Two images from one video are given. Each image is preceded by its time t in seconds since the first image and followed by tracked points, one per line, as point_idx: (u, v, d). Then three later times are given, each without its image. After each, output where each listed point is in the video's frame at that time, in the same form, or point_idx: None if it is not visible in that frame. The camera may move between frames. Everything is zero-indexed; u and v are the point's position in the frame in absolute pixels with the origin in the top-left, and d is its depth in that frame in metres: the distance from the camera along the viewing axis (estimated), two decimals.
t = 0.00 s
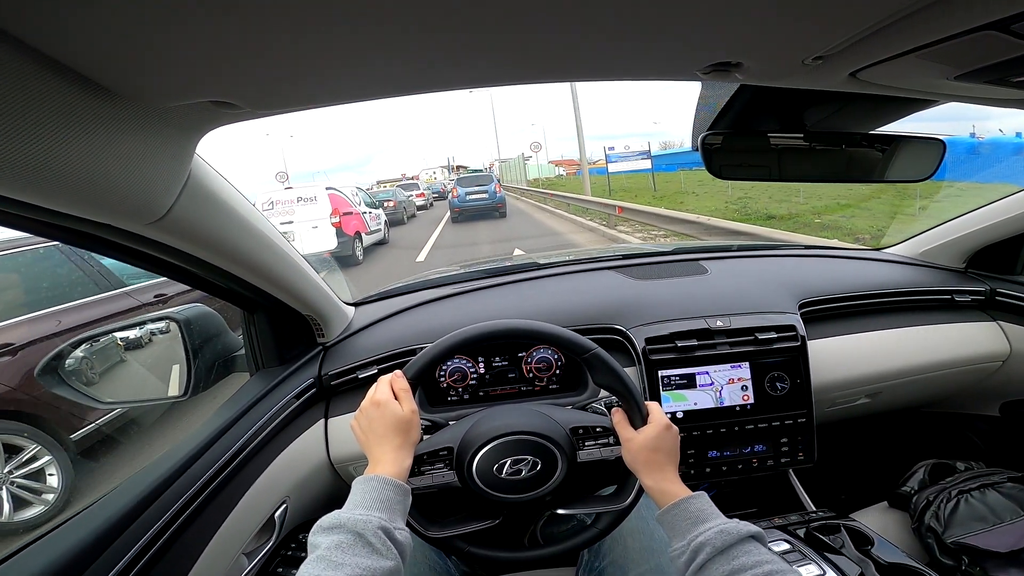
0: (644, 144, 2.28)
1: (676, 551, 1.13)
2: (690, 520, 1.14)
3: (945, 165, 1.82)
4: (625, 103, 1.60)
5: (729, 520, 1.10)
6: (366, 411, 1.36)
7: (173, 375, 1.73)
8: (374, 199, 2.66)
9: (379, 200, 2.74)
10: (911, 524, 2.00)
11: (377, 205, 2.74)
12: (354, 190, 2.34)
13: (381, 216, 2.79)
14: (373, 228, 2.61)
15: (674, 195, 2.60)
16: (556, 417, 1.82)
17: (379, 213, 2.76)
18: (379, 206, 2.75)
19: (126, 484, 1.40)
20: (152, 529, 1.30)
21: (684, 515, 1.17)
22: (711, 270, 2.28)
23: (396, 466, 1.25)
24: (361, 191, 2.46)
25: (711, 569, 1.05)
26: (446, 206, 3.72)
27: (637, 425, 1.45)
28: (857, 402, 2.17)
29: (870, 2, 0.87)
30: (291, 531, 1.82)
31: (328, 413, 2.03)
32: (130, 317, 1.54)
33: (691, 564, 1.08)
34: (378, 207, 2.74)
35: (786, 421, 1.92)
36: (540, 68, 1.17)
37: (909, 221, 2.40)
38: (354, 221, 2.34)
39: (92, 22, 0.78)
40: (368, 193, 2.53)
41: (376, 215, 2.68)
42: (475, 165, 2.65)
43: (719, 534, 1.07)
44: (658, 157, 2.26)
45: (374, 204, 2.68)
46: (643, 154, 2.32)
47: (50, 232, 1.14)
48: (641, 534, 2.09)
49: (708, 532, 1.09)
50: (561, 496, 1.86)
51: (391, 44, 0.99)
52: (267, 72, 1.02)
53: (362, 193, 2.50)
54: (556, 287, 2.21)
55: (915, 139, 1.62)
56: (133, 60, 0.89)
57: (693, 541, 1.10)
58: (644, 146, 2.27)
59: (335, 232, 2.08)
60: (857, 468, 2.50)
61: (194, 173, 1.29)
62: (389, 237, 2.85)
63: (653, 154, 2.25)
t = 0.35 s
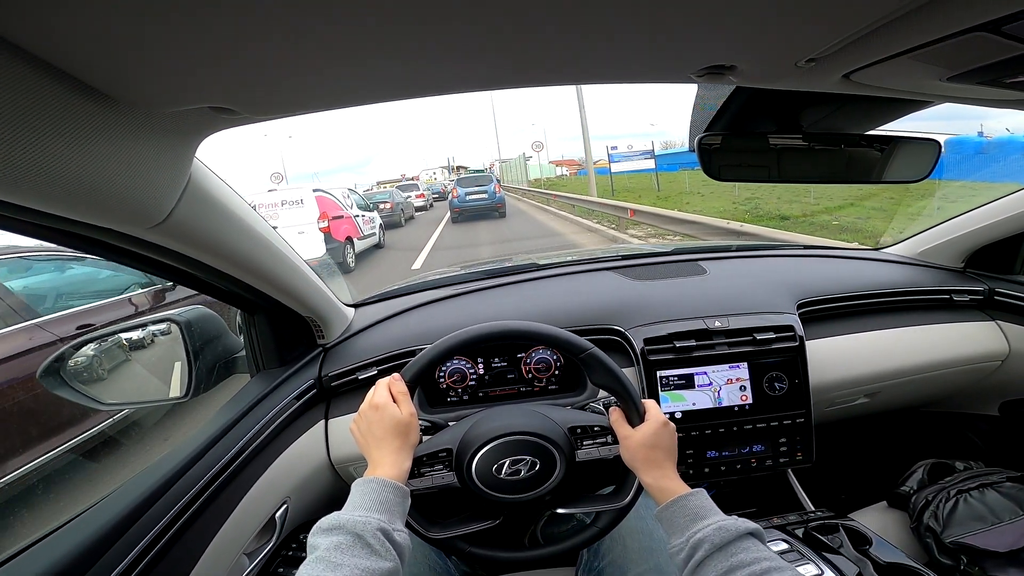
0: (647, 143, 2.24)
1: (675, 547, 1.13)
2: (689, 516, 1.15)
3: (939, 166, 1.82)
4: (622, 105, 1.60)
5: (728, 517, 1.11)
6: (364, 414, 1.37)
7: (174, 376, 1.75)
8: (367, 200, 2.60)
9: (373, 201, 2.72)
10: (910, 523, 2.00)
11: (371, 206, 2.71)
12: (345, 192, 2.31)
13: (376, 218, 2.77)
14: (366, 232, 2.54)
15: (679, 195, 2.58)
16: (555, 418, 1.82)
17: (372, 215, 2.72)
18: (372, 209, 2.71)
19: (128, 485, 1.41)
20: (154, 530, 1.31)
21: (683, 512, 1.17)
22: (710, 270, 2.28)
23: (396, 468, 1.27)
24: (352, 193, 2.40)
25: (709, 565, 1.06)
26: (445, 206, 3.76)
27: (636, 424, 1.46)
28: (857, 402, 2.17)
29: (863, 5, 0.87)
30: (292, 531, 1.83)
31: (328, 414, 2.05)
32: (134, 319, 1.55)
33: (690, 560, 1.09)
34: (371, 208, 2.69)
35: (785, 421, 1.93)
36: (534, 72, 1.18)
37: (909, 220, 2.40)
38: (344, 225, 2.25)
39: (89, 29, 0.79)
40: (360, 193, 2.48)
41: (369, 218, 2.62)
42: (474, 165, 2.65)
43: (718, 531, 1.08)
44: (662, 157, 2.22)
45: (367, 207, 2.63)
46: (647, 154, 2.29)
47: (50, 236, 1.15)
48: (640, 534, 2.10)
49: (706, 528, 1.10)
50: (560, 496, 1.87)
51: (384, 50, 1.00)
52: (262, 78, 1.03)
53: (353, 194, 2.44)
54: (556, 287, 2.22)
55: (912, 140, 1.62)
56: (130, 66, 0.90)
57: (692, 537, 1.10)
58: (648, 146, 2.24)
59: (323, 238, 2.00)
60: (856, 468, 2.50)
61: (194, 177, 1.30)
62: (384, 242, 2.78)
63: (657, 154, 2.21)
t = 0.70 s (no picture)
0: (648, 143, 2.24)
1: (675, 546, 1.14)
2: (690, 514, 1.15)
3: (936, 165, 1.81)
4: (618, 107, 1.61)
5: (728, 515, 1.11)
6: (364, 418, 1.37)
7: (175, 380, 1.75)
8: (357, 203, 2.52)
9: (366, 203, 2.66)
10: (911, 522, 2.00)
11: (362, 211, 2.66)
12: (337, 197, 2.27)
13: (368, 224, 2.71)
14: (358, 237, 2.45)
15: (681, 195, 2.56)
16: (554, 419, 1.83)
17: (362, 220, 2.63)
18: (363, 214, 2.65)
19: (130, 489, 1.42)
20: (156, 535, 1.32)
21: (683, 510, 1.18)
22: (708, 270, 2.28)
23: (396, 472, 1.27)
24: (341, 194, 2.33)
25: (710, 563, 1.06)
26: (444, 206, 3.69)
27: (635, 424, 1.46)
28: (856, 400, 2.17)
29: (852, 7, 0.88)
30: (294, 534, 1.84)
31: (328, 417, 2.05)
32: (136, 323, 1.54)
33: (690, 557, 1.09)
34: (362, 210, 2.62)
35: (784, 421, 1.93)
36: (529, 75, 1.18)
37: (907, 218, 2.40)
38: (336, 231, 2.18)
39: (86, 39, 0.80)
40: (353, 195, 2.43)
41: (360, 223, 2.54)
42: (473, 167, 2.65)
43: (718, 528, 1.08)
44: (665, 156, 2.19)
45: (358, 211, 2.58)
46: (648, 153, 2.28)
47: (50, 244, 1.16)
48: (641, 534, 2.10)
49: (706, 526, 1.10)
50: (560, 496, 1.87)
51: (377, 54, 1.00)
52: (258, 84, 1.04)
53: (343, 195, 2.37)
54: (555, 289, 2.22)
55: (909, 140, 1.63)
56: (128, 74, 0.91)
57: (693, 534, 1.11)
58: (649, 145, 2.21)
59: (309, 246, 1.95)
60: (857, 466, 2.50)
61: (192, 183, 1.31)
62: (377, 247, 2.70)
63: (659, 152, 2.20)
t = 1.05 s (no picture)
0: (648, 143, 2.12)
1: (677, 544, 1.13)
2: (691, 513, 1.15)
3: (929, 159, 1.81)
4: (611, 106, 1.61)
5: (730, 514, 1.11)
6: (362, 420, 1.37)
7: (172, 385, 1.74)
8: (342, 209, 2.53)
9: (357, 207, 2.69)
10: (913, 518, 1.99)
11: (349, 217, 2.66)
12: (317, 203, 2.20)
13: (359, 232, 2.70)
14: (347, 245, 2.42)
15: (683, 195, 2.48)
16: (553, 419, 1.82)
17: (351, 226, 2.62)
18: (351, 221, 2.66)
19: (128, 493, 1.42)
20: (154, 540, 1.31)
21: (684, 508, 1.17)
22: (705, 268, 2.28)
23: (395, 473, 1.27)
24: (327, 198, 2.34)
25: (711, 562, 1.06)
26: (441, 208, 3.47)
27: (633, 423, 1.46)
28: (855, 397, 2.17)
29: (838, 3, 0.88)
30: (294, 537, 1.83)
31: (327, 420, 2.05)
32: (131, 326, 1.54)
33: (692, 557, 1.09)
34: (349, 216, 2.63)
35: (783, 418, 1.92)
36: (520, 74, 1.18)
37: (903, 214, 2.40)
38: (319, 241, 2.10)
39: (76, 43, 0.80)
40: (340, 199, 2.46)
41: (347, 230, 2.52)
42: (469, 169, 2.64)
43: (719, 527, 1.08)
44: (665, 154, 2.14)
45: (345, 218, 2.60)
46: (648, 152, 2.18)
47: (44, 249, 1.16)
48: (642, 532, 2.09)
49: (708, 525, 1.09)
50: (560, 496, 1.86)
51: (370, 56, 1.00)
52: (249, 86, 1.04)
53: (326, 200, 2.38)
54: (551, 289, 2.22)
55: (903, 134, 1.64)
56: (117, 78, 0.92)
57: (694, 534, 1.10)
58: (649, 146, 2.12)
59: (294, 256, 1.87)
60: (858, 463, 2.49)
61: (184, 185, 1.31)
62: (370, 256, 2.66)
63: (660, 150, 2.10)
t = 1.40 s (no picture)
0: (648, 142, 2.09)
1: (675, 547, 1.13)
2: (689, 516, 1.15)
3: (921, 156, 1.82)
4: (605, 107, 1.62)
5: (728, 516, 1.11)
6: (359, 423, 1.37)
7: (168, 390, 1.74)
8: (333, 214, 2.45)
9: (349, 211, 2.62)
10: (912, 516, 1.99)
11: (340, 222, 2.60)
12: (301, 207, 2.10)
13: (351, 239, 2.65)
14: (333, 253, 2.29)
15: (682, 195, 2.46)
16: (550, 420, 1.82)
17: (338, 233, 2.51)
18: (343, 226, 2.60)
19: (123, 499, 1.41)
20: (151, 545, 1.30)
21: (682, 511, 1.17)
22: (701, 267, 2.28)
23: (392, 476, 1.27)
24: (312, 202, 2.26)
25: (710, 565, 1.05)
26: (432, 204, 3.47)
27: (631, 424, 1.45)
28: (852, 394, 2.17)
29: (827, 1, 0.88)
30: (293, 542, 1.83)
31: (324, 424, 2.04)
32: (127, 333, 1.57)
33: (691, 559, 1.08)
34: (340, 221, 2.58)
35: (781, 416, 1.92)
36: (511, 74, 1.17)
37: (898, 211, 2.40)
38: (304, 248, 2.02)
39: (63, 48, 0.80)
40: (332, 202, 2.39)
41: (335, 237, 2.41)
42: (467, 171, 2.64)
43: (718, 530, 1.07)
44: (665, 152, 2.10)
45: (335, 223, 2.51)
46: (648, 152, 2.15)
47: (35, 254, 1.15)
48: (642, 532, 2.09)
49: (706, 527, 1.09)
50: (559, 498, 1.86)
51: (361, 58, 1.00)
52: (239, 89, 1.04)
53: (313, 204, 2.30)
54: (548, 290, 2.21)
55: (895, 132, 1.65)
56: (106, 83, 0.92)
57: (692, 536, 1.10)
58: (648, 145, 2.10)
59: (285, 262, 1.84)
60: (857, 460, 2.49)
61: (175, 189, 1.30)
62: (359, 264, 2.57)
63: (661, 149, 2.07)
